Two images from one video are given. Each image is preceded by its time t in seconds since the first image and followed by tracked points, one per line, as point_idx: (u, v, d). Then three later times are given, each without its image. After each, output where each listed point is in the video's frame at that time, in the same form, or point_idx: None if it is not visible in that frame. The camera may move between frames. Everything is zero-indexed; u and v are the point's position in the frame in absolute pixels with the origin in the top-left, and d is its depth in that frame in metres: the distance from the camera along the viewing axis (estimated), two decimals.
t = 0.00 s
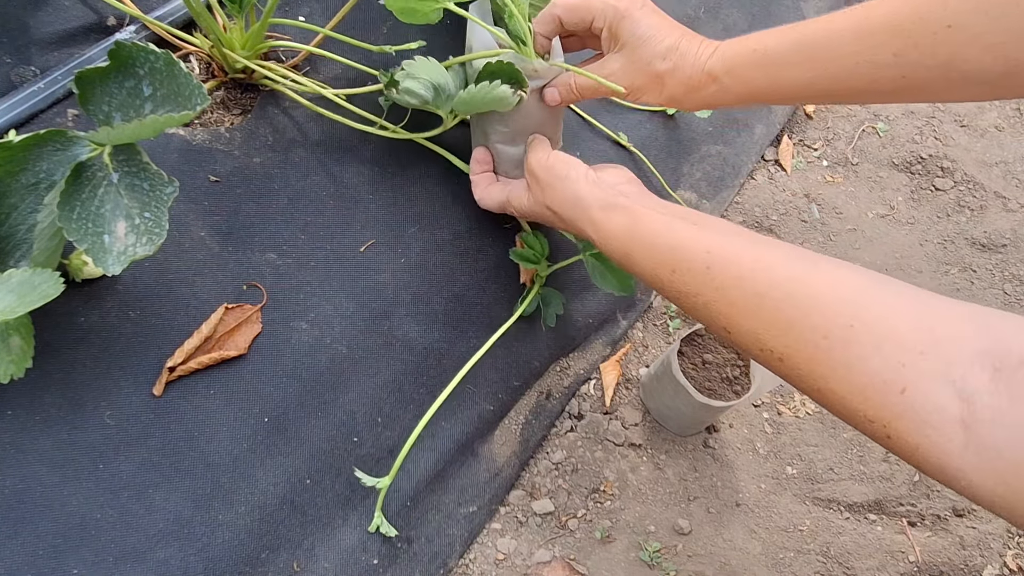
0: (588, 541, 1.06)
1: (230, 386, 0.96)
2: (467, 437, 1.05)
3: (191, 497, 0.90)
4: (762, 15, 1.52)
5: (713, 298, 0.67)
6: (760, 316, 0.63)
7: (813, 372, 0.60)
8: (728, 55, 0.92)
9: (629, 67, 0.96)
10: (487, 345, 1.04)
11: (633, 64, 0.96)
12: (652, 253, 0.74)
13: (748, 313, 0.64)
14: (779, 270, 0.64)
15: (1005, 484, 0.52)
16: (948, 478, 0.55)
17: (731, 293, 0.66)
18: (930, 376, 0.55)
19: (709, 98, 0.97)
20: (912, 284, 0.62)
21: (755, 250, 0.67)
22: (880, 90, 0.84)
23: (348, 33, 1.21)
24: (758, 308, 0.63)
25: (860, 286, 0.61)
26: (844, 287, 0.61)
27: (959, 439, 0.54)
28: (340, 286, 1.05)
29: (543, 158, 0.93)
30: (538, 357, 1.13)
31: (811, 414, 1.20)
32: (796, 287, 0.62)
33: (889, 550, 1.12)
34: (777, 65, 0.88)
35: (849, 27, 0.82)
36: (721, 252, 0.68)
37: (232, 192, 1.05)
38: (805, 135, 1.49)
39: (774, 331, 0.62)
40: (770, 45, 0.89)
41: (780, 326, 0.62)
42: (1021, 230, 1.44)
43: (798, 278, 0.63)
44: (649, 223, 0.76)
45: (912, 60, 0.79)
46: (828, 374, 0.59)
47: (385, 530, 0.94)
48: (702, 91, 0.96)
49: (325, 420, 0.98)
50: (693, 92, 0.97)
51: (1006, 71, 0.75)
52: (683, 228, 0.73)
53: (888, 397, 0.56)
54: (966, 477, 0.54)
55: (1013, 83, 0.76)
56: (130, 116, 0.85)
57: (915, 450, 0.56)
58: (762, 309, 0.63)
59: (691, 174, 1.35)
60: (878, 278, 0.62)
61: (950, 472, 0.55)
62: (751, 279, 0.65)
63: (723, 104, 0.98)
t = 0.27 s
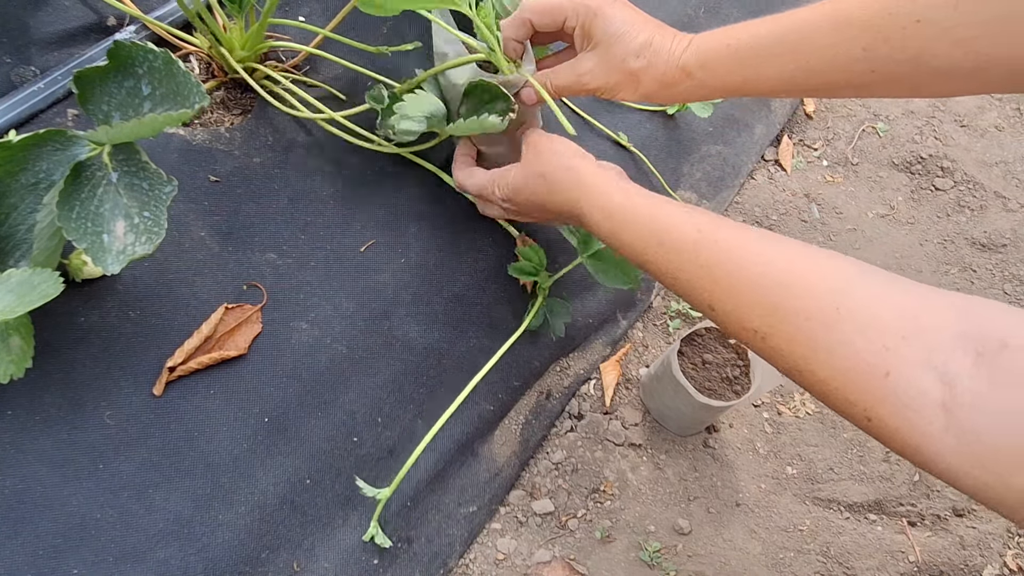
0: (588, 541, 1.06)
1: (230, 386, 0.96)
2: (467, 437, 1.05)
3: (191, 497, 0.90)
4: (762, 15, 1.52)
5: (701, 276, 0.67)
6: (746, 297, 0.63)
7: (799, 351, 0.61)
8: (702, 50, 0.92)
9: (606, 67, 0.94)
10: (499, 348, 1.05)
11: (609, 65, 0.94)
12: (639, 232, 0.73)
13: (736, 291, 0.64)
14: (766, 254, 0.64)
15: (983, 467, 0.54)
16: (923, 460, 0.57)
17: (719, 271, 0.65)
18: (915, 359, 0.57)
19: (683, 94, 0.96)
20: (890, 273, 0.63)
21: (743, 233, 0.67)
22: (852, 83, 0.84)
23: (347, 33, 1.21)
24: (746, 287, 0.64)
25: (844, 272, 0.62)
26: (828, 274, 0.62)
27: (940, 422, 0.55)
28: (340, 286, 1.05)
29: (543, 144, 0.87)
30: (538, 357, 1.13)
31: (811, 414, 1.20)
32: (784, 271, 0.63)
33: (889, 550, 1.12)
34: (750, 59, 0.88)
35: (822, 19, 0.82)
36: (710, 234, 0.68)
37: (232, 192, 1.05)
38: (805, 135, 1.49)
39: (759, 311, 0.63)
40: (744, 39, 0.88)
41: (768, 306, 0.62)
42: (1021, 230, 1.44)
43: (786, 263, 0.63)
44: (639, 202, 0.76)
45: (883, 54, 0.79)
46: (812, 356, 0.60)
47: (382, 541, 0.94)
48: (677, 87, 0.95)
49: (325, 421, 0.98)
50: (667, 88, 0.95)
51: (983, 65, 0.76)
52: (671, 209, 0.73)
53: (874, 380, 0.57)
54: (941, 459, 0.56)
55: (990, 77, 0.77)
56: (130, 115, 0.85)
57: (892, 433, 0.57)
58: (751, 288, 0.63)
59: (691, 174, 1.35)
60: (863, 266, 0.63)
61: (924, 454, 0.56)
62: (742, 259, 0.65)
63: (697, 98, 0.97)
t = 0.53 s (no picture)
0: (588, 541, 1.06)
1: (230, 386, 0.96)
2: (467, 437, 1.05)
3: (191, 497, 0.90)
4: (762, 15, 1.52)
5: (710, 288, 0.65)
6: (761, 312, 0.61)
7: (810, 371, 0.59)
8: (720, 64, 0.92)
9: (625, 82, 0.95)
10: (485, 347, 1.04)
11: (628, 78, 0.95)
12: (644, 237, 0.71)
13: (748, 304, 0.62)
14: (784, 270, 0.62)
15: (999, 497, 0.52)
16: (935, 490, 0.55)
17: (730, 282, 0.63)
18: (929, 385, 0.55)
19: (701, 109, 0.96)
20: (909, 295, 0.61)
21: (759, 247, 0.65)
22: (865, 100, 0.85)
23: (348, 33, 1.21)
24: (758, 301, 0.62)
25: (862, 294, 0.60)
26: (846, 295, 0.60)
27: (953, 451, 0.53)
28: (340, 286, 1.05)
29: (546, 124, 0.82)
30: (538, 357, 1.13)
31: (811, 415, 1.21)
32: (802, 287, 0.61)
33: (889, 550, 1.12)
34: (768, 74, 0.88)
35: (836, 38, 0.83)
36: (726, 246, 0.65)
37: (232, 192, 1.05)
38: (805, 135, 1.49)
39: (773, 327, 0.61)
40: (762, 53, 0.89)
41: (781, 321, 0.60)
42: (1021, 230, 1.44)
43: (805, 279, 0.61)
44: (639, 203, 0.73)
45: (899, 71, 0.80)
46: (826, 376, 0.58)
47: None
48: (696, 100, 0.95)
49: (325, 420, 0.98)
50: (685, 101, 0.95)
51: (993, 81, 0.77)
52: (683, 216, 0.70)
53: (887, 405, 0.55)
54: (955, 489, 0.54)
55: (996, 93, 0.79)
56: (131, 116, 0.85)
57: (906, 461, 0.55)
58: (764, 303, 0.61)
59: (691, 174, 1.35)
60: (876, 287, 0.61)
61: (937, 483, 0.55)
62: (753, 271, 0.63)
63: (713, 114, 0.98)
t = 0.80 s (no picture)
0: (588, 541, 1.06)
1: (230, 386, 0.96)
2: (467, 437, 1.05)
3: (191, 497, 0.90)
4: (762, 15, 1.52)
5: (703, 283, 0.63)
6: (758, 307, 0.60)
7: (808, 369, 0.58)
8: (731, 60, 0.94)
9: (636, 73, 0.96)
10: (485, 345, 1.04)
11: (638, 70, 0.96)
12: (633, 229, 0.69)
13: (744, 300, 0.60)
14: (780, 264, 0.61)
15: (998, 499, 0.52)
16: (932, 491, 0.55)
17: (725, 277, 0.61)
18: (928, 386, 0.54)
19: (712, 106, 0.97)
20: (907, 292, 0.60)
21: (753, 240, 0.63)
22: (874, 99, 0.84)
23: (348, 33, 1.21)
24: (754, 297, 0.60)
25: (860, 291, 0.58)
26: (845, 292, 0.58)
27: (953, 453, 0.53)
28: (340, 286, 1.05)
29: (542, 90, 0.82)
30: (538, 357, 1.13)
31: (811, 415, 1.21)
32: (801, 283, 0.59)
33: (889, 550, 1.12)
34: (778, 69, 0.89)
35: (848, 35, 0.83)
36: (722, 239, 0.63)
37: (232, 192, 1.05)
38: (805, 135, 1.49)
39: (771, 324, 0.59)
40: (772, 50, 0.90)
41: (778, 317, 0.59)
42: (1021, 230, 1.44)
43: (803, 275, 0.60)
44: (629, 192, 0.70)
45: (908, 68, 0.80)
46: (825, 375, 0.57)
47: None
48: (706, 95, 0.96)
49: (325, 420, 0.99)
50: (696, 96, 0.97)
51: (1006, 81, 0.75)
52: (676, 206, 0.67)
53: (887, 405, 0.55)
54: (953, 492, 0.53)
55: (994, 102, 0.77)
56: (131, 116, 0.85)
57: (904, 462, 0.55)
58: (759, 299, 0.60)
59: (691, 174, 1.35)
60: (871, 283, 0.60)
61: (934, 485, 0.54)
62: (747, 266, 0.61)
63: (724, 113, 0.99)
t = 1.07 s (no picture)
0: (588, 541, 1.06)
1: (230, 386, 0.96)
2: (467, 437, 1.05)
3: (191, 497, 0.91)
4: (762, 15, 1.52)
5: (713, 264, 0.65)
6: (768, 288, 0.61)
7: (813, 352, 0.59)
8: (736, 66, 0.95)
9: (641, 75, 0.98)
10: (485, 343, 1.03)
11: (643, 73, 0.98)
12: (643, 214, 0.71)
13: (756, 280, 0.62)
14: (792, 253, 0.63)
15: (987, 494, 0.53)
16: (923, 485, 0.56)
17: (738, 259, 0.63)
18: (926, 379, 0.55)
19: (715, 111, 0.98)
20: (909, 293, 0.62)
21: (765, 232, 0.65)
22: (881, 102, 0.86)
23: (348, 33, 1.21)
24: (765, 279, 0.62)
25: (866, 286, 0.60)
26: (852, 285, 0.60)
27: (946, 447, 0.54)
28: (340, 286, 1.05)
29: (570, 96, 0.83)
30: (538, 357, 1.13)
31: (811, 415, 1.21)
32: (811, 272, 0.61)
33: (889, 550, 1.12)
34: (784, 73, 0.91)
35: (855, 40, 0.85)
36: (735, 228, 0.66)
37: (231, 192, 1.05)
38: (806, 135, 1.49)
39: (780, 304, 0.61)
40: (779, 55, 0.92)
41: (788, 300, 0.61)
42: (1021, 230, 1.44)
43: (813, 265, 0.62)
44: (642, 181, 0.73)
45: (916, 71, 0.81)
46: (829, 359, 0.58)
47: None
48: (710, 99, 0.97)
49: (325, 420, 0.99)
50: (698, 101, 0.98)
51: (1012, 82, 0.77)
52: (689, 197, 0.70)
53: (887, 393, 0.56)
54: (944, 485, 0.55)
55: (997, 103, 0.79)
56: (131, 116, 0.85)
57: (899, 453, 0.56)
58: (769, 280, 0.62)
59: (691, 174, 1.35)
60: (876, 283, 0.62)
61: (925, 477, 0.55)
62: (760, 251, 0.63)
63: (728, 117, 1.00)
